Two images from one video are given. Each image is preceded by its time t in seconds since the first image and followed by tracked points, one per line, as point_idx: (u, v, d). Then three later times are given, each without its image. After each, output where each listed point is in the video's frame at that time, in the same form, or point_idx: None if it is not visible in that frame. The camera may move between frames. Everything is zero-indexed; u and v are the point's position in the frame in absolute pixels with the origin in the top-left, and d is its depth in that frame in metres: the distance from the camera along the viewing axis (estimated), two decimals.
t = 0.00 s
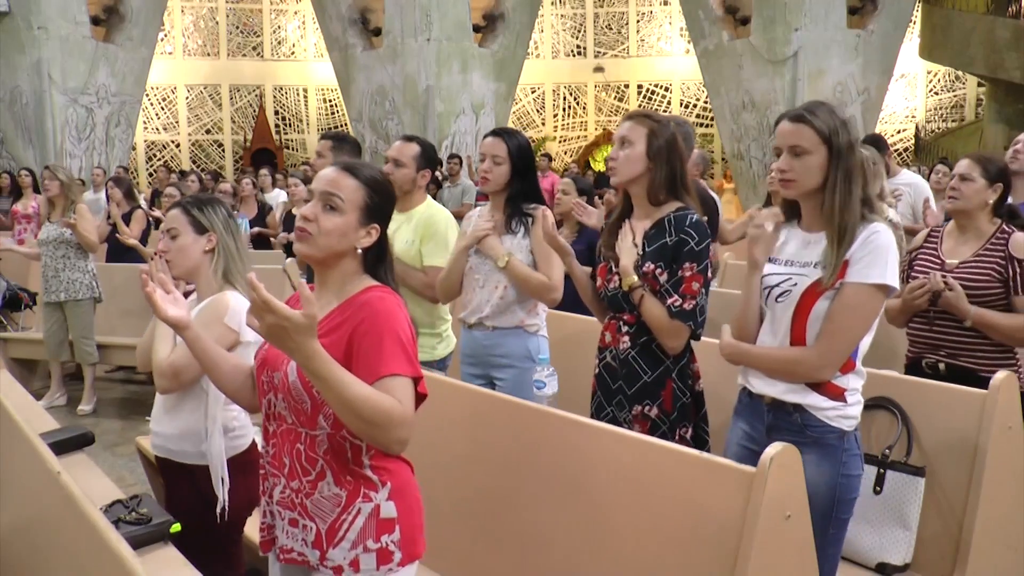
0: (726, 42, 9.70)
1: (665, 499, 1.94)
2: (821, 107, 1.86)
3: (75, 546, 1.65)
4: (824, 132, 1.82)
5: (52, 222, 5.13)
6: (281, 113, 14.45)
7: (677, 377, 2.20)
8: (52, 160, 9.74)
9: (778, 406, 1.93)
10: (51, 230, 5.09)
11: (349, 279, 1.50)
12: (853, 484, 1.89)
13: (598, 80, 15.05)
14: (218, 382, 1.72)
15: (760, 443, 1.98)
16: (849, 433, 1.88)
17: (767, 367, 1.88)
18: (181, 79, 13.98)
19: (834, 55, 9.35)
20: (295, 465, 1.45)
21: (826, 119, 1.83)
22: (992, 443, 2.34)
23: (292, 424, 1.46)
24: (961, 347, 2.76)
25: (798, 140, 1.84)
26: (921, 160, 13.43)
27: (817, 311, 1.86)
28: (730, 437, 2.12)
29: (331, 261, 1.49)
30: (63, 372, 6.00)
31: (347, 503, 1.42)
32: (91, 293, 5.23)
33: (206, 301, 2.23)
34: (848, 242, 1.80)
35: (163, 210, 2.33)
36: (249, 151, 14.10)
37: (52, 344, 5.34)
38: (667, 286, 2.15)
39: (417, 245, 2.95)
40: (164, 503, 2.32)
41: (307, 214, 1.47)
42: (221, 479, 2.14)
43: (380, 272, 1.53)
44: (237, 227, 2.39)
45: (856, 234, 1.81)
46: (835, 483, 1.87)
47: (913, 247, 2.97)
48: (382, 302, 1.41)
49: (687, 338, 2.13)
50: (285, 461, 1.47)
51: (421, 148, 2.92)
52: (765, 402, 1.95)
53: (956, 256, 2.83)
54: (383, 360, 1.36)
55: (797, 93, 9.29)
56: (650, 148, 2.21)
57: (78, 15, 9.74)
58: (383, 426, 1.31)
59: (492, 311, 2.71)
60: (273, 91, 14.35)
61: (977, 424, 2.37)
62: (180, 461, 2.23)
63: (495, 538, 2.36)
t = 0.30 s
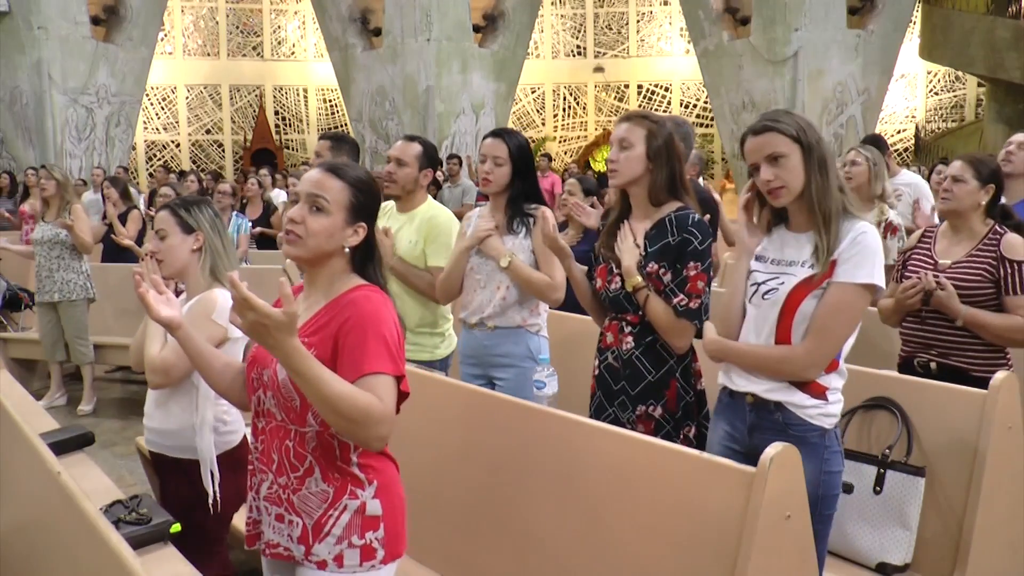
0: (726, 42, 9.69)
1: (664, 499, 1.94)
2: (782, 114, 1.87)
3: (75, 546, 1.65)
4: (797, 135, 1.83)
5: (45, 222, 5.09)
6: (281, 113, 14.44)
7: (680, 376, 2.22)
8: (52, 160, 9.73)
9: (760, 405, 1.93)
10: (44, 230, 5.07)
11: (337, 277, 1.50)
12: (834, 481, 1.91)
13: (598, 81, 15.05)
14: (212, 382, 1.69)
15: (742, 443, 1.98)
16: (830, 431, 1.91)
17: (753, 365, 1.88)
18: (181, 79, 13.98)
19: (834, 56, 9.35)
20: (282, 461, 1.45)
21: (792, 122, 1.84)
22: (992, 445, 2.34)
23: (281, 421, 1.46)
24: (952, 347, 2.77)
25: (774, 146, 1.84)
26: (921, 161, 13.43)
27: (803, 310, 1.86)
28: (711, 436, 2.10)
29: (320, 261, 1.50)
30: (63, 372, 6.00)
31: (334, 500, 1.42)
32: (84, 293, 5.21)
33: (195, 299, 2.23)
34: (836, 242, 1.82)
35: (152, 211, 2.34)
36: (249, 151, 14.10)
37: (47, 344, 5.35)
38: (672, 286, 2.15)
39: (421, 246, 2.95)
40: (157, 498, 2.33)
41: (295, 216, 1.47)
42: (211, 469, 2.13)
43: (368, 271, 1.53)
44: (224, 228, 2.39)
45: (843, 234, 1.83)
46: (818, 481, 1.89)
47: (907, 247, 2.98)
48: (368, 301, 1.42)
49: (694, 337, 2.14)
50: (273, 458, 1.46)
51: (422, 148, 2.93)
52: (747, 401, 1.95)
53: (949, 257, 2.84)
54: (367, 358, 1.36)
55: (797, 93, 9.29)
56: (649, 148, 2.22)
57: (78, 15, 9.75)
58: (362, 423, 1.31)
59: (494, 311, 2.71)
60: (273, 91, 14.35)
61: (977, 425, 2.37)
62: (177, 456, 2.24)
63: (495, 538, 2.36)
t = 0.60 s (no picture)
0: (726, 42, 9.68)
1: (663, 499, 1.94)
2: (761, 116, 1.88)
3: (75, 546, 1.65)
4: (774, 136, 1.84)
5: (40, 221, 5.08)
6: (281, 113, 14.44)
7: (682, 375, 2.22)
8: (52, 160, 9.73)
9: (747, 405, 1.93)
10: (39, 230, 5.06)
11: (334, 276, 1.50)
12: (822, 477, 1.94)
13: (598, 80, 15.04)
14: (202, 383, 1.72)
15: (729, 442, 1.98)
16: (816, 427, 1.93)
17: (742, 366, 1.88)
18: (181, 79, 13.99)
19: (833, 56, 9.36)
20: (281, 459, 1.45)
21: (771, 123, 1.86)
22: (992, 445, 2.33)
23: (278, 420, 1.45)
24: (947, 347, 2.76)
25: (751, 148, 1.85)
26: (921, 161, 13.43)
27: (789, 309, 1.87)
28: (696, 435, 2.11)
29: (315, 263, 1.49)
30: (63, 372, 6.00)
31: (332, 496, 1.42)
32: (79, 293, 5.21)
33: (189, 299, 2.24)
34: (817, 241, 1.83)
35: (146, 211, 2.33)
36: (249, 151, 14.11)
37: (42, 344, 5.35)
38: (673, 285, 2.16)
39: (422, 246, 2.95)
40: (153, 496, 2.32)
41: (290, 218, 1.47)
42: (211, 465, 2.17)
43: (363, 269, 1.53)
44: (218, 225, 2.40)
45: (825, 233, 1.83)
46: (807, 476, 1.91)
47: (902, 247, 2.97)
48: (365, 299, 1.42)
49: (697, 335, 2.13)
50: (271, 455, 1.46)
51: (422, 148, 2.93)
52: (733, 401, 1.96)
53: (944, 257, 2.84)
54: (371, 355, 1.37)
55: (797, 93, 9.29)
56: (649, 148, 2.21)
57: (78, 16, 9.75)
58: (373, 419, 1.32)
59: (495, 311, 2.71)
60: (273, 91, 14.34)
61: (978, 425, 2.37)
62: (173, 450, 2.23)
63: (494, 539, 2.37)
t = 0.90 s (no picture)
0: (726, 42, 9.67)
1: (664, 499, 1.94)
2: (754, 115, 1.88)
3: (75, 547, 1.65)
4: (766, 136, 1.84)
5: (36, 221, 5.07)
6: (281, 113, 14.44)
7: (681, 376, 2.21)
8: (52, 160, 9.73)
9: (737, 404, 1.94)
10: (35, 230, 5.05)
11: (334, 275, 1.50)
12: (815, 473, 1.95)
13: (598, 80, 15.04)
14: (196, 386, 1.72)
15: (718, 442, 1.98)
16: (806, 425, 1.93)
17: (733, 367, 1.88)
18: (181, 79, 13.99)
19: (833, 56, 9.36)
20: (284, 457, 1.44)
21: (763, 123, 1.86)
22: (992, 444, 2.33)
23: (281, 418, 1.45)
24: (943, 347, 2.76)
25: (743, 147, 1.85)
26: (921, 161, 13.43)
27: (778, 309, 1.87)
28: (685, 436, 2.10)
29: (314, 260, 1.50)
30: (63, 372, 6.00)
31: (337, 492, 1.42)
32: (76, 293, 5.20)
33: (186, 300, 2.23)
34: (806, 242, 1.83)
35: (140, 212, 2.32)
36: (249, 151, 14.11)
37: (41, 343, 5.35)
38: (667, 286, 2.16)
39: (423, 245, 2.94)
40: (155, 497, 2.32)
41: (290, 215, 1.47)
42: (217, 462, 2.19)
43: (360, 267, 1.53)
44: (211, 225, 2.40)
45: (812, 233, 1.84)
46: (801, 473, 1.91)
47: (899, 248, 2.97)
48: (366, 297, 1.42)
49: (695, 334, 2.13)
50: (273, 454, 1.46)
51: (422, 148, 2.93)
52: (721, 401, 1.96)
53: (940, 257, 2.84)
54: (376, 351, 1.37)
55: (797, 92, 9.29)
56: (646, 148, 2.21)
57: (78, 15, 9.75)
58: (382, 415, 1.32)
59: (497, 311, 2.71)
60: (273, 91, 14.34)
61: (977, 425, 2.37)
62: (177, 449, 2.23)
63: (493, 539, 2.37)
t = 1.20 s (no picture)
0: (726, 42, 9.67)
1: (665, 500, 1.94)
2: (757, 112, 1.89)
3: (75, 547, 1.65)
4: (766, 133, 1.85)
5: (34, 221, 5.07)
6: (281, 113, 14.44)
7: (676, 378, 2.22)
8: (52, 161, 9.73)
9: (733, 404, 1.94)
10: (33, 230, 5.04)
11: (332, 275, 1.50)
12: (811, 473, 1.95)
13: (598, 81, 15.04)
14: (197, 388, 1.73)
15: (716, 442, 1.98)
16: (802, 424, 1.93)
17: (728, 367, 1.88)
18: (181, 79, 14.00)
19: (833, 56, 9.36)
20: (287, 459, 1.44)
21: (764, 120, 1.87)
22: (992, 445, 2.34)
23: (283, 420, 1.45)
24: (940, 347, 2.77)
25: (742, 144, 1.86)
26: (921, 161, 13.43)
27: (772, 308, 1.87)
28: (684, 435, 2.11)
29: (313, 260, 1.50)
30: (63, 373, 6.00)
31: (340, 494, 1.43)
32: (74, 294, 5.20)
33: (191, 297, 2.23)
34: (798, 241, 1.83)
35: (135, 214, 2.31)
36: (249, 151, 14.12)
37: (39, 344, 5.34)
38: (662, 288, 2.16)
39: (425, 243, 2.95)
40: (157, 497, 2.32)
41: (286, 216, 1.47)
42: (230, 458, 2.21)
43: (359, 265, 1.53)
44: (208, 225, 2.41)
45: (806, 232, 1.84)
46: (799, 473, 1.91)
47: (897, 248, 2.98)
48: (368, 297, 1.42)
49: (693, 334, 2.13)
50: (276, 456, 1.46)
51: (425, 147, 2.93)
52: (719, 401, 1.96)
53: (938, 258, 2.84)
54: (380, 351, 1.37)
55: (797, 93, 9.29)
56: (640, 151, 2.21)
57: (78, 16, 9.75)
58: (387, 415, 1.32)
59: (500, 312, 2.71)
60: (273, 91, 14.34)
61: (978, 425, 2.37)
62: (181, 451, 2.23)
63: (494, 540, 2.37)
